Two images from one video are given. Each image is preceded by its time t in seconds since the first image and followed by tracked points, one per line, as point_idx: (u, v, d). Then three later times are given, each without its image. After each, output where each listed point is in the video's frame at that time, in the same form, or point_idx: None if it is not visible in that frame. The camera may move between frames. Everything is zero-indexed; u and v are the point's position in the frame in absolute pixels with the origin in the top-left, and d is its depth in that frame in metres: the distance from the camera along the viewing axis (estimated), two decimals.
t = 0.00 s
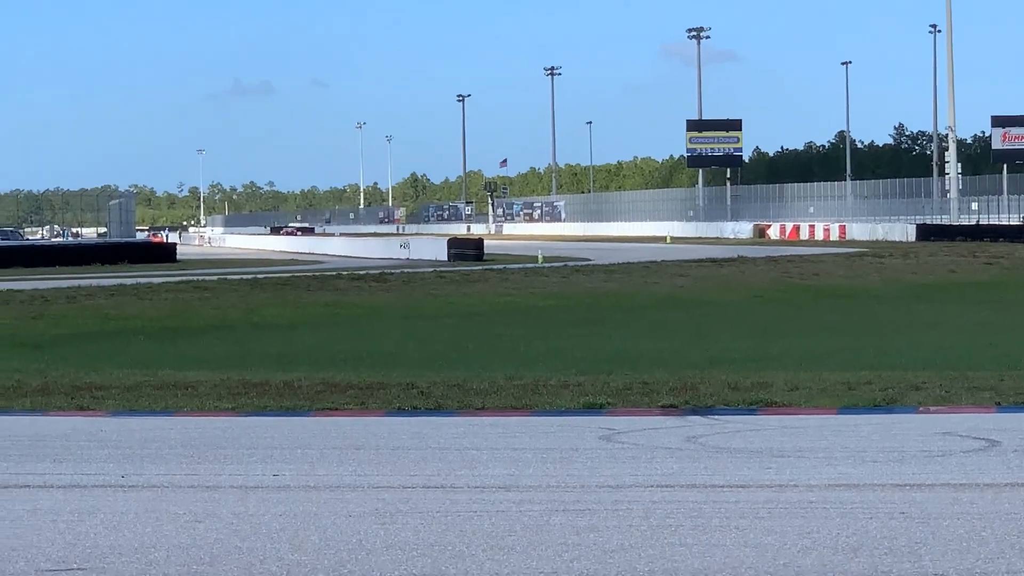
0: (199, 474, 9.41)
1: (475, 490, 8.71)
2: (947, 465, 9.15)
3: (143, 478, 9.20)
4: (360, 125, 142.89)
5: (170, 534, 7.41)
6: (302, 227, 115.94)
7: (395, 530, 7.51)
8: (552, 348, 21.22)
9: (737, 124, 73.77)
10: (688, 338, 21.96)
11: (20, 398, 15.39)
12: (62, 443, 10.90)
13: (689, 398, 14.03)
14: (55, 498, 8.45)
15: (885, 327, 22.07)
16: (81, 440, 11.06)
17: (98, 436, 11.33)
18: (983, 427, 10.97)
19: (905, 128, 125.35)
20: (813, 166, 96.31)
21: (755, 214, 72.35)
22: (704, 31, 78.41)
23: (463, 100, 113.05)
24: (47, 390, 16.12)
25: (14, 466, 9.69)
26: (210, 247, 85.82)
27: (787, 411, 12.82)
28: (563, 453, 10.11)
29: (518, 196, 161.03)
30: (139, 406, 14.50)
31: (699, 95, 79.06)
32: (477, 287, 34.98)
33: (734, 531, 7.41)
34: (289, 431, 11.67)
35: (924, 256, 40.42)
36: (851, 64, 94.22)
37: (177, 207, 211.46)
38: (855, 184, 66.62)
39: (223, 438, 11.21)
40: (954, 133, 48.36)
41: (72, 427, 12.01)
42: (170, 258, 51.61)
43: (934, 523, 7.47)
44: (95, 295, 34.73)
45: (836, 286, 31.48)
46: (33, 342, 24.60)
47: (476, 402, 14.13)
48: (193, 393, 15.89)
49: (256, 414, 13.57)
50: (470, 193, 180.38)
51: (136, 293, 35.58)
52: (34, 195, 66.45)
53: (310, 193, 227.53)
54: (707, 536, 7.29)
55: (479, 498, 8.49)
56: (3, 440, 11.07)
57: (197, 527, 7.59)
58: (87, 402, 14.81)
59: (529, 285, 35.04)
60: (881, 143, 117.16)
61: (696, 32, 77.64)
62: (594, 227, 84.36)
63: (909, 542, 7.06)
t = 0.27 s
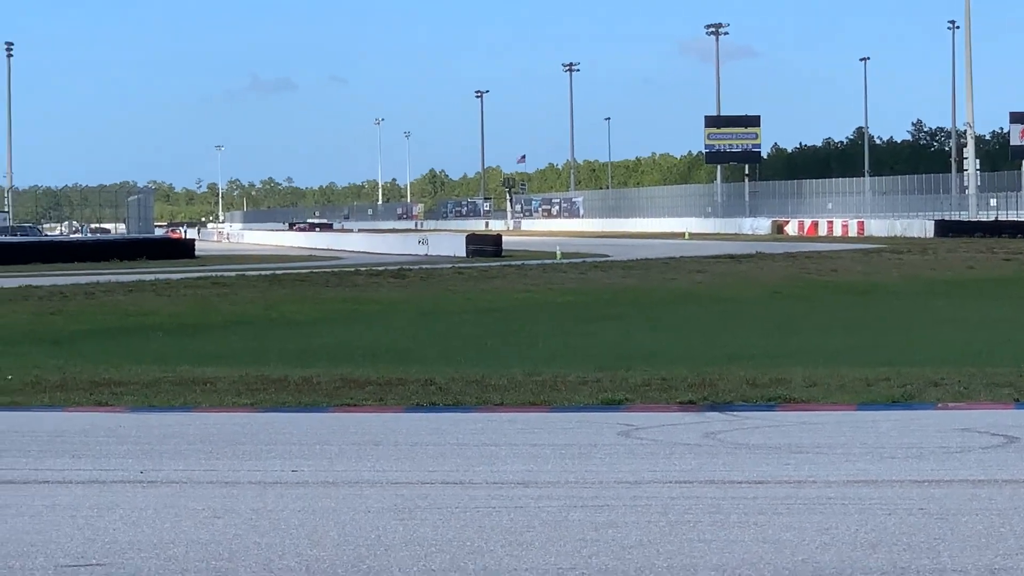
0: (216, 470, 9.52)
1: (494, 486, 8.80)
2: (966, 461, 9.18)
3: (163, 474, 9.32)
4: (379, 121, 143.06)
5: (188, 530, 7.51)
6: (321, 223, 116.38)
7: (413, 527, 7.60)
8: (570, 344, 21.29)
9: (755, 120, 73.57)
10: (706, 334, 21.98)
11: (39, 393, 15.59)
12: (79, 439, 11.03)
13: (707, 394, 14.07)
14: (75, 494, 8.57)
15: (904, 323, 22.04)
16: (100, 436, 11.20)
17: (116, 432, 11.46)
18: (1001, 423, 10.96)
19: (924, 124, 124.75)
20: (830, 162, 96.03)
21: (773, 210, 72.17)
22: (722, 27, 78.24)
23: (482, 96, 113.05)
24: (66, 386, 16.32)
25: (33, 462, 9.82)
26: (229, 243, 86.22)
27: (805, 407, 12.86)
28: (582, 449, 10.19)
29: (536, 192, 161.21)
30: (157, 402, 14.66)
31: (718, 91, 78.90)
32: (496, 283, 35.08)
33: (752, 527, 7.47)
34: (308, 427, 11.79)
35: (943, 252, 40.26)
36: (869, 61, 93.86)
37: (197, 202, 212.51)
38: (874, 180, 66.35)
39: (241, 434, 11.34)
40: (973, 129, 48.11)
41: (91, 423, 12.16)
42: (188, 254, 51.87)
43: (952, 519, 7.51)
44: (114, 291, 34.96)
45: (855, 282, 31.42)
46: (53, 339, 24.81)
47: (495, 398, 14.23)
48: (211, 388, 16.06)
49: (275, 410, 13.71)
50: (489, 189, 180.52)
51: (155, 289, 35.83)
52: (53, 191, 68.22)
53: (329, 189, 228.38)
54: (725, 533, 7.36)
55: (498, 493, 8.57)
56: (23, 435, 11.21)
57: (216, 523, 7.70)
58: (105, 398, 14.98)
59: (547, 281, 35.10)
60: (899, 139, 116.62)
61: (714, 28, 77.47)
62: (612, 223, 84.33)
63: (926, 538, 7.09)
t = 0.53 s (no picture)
0: (240, 465, 9.67)
1: (517, 482, 8.90)
2: (990, 459, 9.21)
3: (186, 469, 9.47)
4: (402, 117, 143.35)
5: (212, 525, 7.64)
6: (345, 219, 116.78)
7: (437, 523, 7.71)
8: (592, 341, 21.35)
9: (779, 117, 73.32)
10: (729, 330, 21.99)
11: (62, 388, 15.80)
12: (104, 434, 11.20)
13: (730, 390, 14.13)
14: (98, 489, 8.72)
15: (928, 320, 21.98)
16: (123, 431, 11.37)
17: (140, 427, 11.63)
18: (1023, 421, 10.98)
19: (949, 121, 123.91)
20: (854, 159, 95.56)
21: (797, 207, 71.92)
22: (746, 23, 78.03)
23: (506, 92, 113.10)
24: (90, 381, 16.53)
25: (58, 456, 9.97)
26: (254, 239, 86.70)
27: (828, 404, 12.90)
28: (605, 445, 10.28)
29: (560, 188, 161.18)
30: (180, 397, 14.84)
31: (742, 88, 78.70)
32: (519, 279, 35.17)
33: (775, 524, 7.54)
34: (331, 422, 11.93)
35: (968, 249, 40.05)
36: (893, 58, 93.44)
37: (222, 198, 213.61)
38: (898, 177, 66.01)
39: (265, 429, 11.48)
40: (997, 126, 47.82)
41: (114, 418, 12.34)
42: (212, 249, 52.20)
43: (975, 516, 7.55)
44: (137, 287, 35.24)
45: (879, 279, 31.33)
46: (79, 334, 25.07)
47: (518, 394, 14.33)
48: (234, 384, 16.23)
49: (298, 405, 13.87)
50: (512, 186, 180.63)
51: (179, 284, 36.12)
52: (77, 186, 68.99)
53: (352, 185, 229.10)
54: (749, 529, 7.43)
55: (521, 489, 8.68)
56: (47, 430, 11.40)
57: (240, 518, 7.83)
58: (129, 393, 15.18)
59: (570, 277, 35.18)
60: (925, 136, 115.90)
61: (738, 25, 77.27)
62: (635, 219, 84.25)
63: (949, 535, 7.14)
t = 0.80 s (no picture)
0: (271, 460, 9.83)
1: (547, 478, 9.01)
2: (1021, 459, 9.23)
3: (215, 464, 9.62)
4: (434, 113, 144.88)
5: (241, 520, 7.77)
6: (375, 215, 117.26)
7: (467, 519, 7.83)
8: (622, 338, 21.41)
9: (810, 115, 72.99)
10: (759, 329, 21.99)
11: (93, 381, 16.08)
12: (134, 428, 11.40)
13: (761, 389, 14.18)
14: (127, 483, 8.88)
15: (959, 320, 21.90)
16: (153, 426, 11.55)
17: (169, 422, 11.82)
18: None
19: (982, 120, 122.88)
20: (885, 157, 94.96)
21: (827, 206, 71.59)
22: (778, 21, 77.72)
23: (536, 88, 113.20)
24: (120, 375, 16.80)
25: (89, 450, 10.16)
26: (284, 234, 87.27)
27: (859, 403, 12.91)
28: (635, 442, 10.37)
29: (590, 185, 161.14)
30: (210, 392, 15.07)
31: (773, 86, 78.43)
32: (549, 276, 35.27)
33: (805, 522, 7.61)
34: (362, 418, 12.07)
35: (1001, 248, 39.78)
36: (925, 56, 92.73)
37: (254, 193, 214.92)
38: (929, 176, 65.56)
39: (295, 425, 11.65)
40: None
41: (144, 412, 12.54)
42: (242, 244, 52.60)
43: (1006, 517, 7.59)
44: (166, 281, 35.55)
45: (910, 278, 31.20)
46: (111, 328, 25.37)
47: (548, 391, 14.43)
48: (263, 379, 16.46)
49: (328, 401, 14.03)
50: (542, 182, 180.72)
51: (208, 279, 36.47)
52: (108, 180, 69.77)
53: (383, 181, 229.94)
54: (778, 527, 7.51)
55: (551, 486, 8.79)
56: (77, 424, 11.59)
57: (269, 513, 7.98)
58: (159, 387, 15.43)
59: (600, 274, 35.24)
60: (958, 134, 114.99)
61: (769, 22, 76.99)
62: (664, 217, 84.13)
63: (979, 535, 7.19)
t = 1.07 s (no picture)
0: (303, 453, 10.06)
1: (580, 474, 9.18)
2: None
3: (247, 456, 9.83)
4: (469, 108, 145.33)
5: (273, 513, 7.95)
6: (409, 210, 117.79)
7: (500, 514, 8.01)
8: (655, 335, 21.50)
9: (845, 112, 72.60)
10: (793, 326, 22.02)
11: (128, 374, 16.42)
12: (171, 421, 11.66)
13: (794, 386, 14.28)
14: (163, 475, 9.11)
15: (994, 318, 21.85)
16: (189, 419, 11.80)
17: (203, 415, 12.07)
18: None
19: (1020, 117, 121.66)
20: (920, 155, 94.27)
21: (862, 204, 71.19)
22: (814, 18, 77.37)
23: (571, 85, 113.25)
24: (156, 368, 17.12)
25: (122, 441, 10.39)
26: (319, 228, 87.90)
27: (892, 401, 12.99)
28: (668, 439, 10.51)
29: (625, 181, 160.99)
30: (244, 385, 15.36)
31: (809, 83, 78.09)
32: (584, 272, 35.42)
33: (837, 520, 7.73)
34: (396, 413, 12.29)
35: None
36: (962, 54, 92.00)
37: (290, 187, 216.31)
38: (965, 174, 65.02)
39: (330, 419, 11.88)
40: None
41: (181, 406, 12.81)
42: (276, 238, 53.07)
43: None
44: (200, 275, 35.92)
45: (947, 276, 31.08)
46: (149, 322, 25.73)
47: (581, 387, 14.59)
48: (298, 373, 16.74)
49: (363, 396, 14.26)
50: (577, 179, 180.75)
51: (242, 272, 36.87)
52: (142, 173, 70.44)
53: (418, 176, 230.75)
54: (811, 525, 7.63)
55: (584, 482, 8.95)
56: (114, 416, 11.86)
57: (304, 506, 8.19)
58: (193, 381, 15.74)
59: (635, 271, 35.35)
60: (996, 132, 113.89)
61: (805, 20, 76.65)
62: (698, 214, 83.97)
63: (1011, 535, 7.29)
